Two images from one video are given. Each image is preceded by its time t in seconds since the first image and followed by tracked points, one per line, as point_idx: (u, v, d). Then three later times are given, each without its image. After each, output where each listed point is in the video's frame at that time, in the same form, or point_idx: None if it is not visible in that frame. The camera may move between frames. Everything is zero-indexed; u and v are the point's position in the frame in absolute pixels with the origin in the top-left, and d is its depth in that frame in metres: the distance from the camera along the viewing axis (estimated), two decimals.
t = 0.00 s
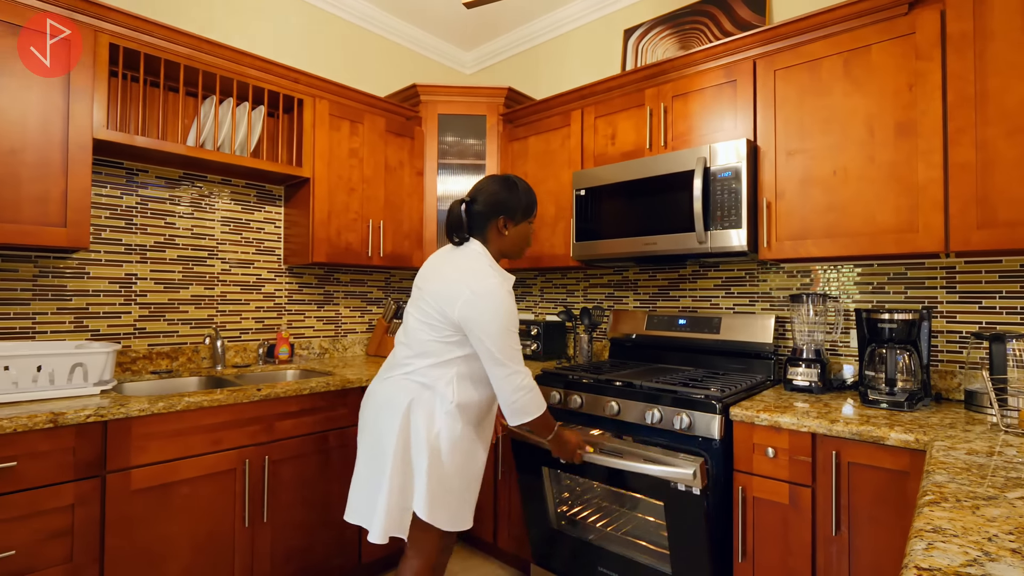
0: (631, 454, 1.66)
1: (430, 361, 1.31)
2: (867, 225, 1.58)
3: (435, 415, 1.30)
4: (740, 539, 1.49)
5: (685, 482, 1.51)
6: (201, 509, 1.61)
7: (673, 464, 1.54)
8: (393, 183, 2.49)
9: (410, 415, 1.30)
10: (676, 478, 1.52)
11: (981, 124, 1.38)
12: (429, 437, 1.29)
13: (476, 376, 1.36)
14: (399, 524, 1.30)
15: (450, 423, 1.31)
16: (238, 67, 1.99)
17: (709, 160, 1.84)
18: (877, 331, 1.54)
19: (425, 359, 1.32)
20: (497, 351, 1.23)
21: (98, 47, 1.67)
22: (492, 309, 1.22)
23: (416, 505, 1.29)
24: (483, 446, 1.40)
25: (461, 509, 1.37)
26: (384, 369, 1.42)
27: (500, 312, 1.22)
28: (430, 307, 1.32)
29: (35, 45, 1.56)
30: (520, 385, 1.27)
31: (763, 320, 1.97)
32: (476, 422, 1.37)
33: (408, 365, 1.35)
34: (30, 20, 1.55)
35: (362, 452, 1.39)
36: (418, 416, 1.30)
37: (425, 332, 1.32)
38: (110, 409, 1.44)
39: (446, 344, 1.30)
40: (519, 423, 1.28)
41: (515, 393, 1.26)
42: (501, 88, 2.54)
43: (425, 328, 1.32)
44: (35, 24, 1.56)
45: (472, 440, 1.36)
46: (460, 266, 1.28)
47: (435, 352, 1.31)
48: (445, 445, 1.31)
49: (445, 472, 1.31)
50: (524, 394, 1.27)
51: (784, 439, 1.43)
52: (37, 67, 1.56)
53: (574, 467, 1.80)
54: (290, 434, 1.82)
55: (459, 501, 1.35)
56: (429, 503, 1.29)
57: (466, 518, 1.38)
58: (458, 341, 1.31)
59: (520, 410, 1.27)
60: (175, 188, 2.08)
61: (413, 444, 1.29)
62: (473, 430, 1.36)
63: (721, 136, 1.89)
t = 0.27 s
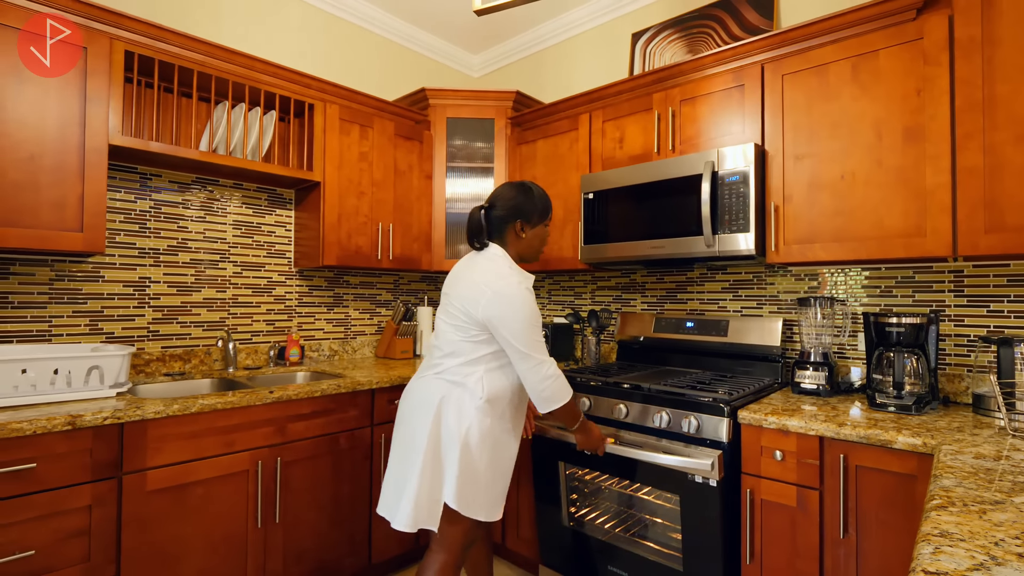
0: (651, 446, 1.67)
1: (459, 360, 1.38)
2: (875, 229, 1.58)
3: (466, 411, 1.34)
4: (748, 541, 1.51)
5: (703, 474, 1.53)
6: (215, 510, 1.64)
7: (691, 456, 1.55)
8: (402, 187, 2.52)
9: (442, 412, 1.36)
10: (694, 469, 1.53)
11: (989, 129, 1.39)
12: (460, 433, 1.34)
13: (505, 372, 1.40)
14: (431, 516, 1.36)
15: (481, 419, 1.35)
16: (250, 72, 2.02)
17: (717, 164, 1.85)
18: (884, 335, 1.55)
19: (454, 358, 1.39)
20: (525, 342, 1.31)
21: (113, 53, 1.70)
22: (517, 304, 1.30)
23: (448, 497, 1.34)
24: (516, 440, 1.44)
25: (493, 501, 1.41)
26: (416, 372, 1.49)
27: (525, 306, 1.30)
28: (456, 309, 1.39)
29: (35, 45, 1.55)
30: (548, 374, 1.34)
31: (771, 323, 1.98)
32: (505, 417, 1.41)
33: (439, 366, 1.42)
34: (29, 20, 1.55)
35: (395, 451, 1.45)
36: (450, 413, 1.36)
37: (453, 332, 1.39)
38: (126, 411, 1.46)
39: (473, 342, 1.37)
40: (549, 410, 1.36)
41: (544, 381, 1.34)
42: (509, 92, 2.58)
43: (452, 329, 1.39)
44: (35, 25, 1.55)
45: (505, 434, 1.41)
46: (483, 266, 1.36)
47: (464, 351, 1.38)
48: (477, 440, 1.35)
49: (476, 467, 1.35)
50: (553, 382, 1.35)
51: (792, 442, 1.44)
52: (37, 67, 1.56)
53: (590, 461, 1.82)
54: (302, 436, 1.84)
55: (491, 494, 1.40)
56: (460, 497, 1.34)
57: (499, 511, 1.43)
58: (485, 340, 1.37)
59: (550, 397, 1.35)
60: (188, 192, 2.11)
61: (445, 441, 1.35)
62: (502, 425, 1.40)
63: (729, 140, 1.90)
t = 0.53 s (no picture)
0: (660, 442, 1.69)
1: (479, 353, 1.54)
2: (877, 232, 1.60)
3: (485, 403, 1.49)
4: (751, 541, 1.52)
5: (711, 470, 1.55)
6: (223, 510, 1.65)
7: (698, 451, 1.57)
8: (407, 189, 2.53)
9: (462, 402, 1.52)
10: (702, 464, 1.55)
11: (990, 132, 1.40)
12: (480, 423, 1.48)
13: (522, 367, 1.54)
14: (456, 498, 1.52)
15: (499, 411, 1.48)
16: (257, 76, 2.04)
17: (720, 166, 1.86)
18: (887, 336, 1.56)
19: (475, 352, 1.55)
20: (537, 338, 1.45)
21: (123, 58, 1.72)
22: (530, 302, 1.45)
23: (465, 483, 1.49)
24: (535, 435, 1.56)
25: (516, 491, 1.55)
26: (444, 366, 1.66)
27: (537, 304, 1.45)
28: (478, 307, 1.56)
29: (34, 45, 1.55)
30: (558, 369, 1.46)
31: (774, 324, 1.99)
32: (520, 410, 1.53)
33: (462, 359, 1.58)
34: (29, 20, 1.54)
35: (425, 440, 1.62)
36: (471, 404, 1.50)
37: (474, 329, 1.56)
38: (135, 412, 1.47)
39: (491, 337, 1.52)
40: (562, 404, 1.49)
41: (555, 376, 1.46)
42: (513, 95, 2.59)
43: (474, 326, 1.56)
44: (34, 25, 1.55)
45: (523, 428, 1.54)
46: (500, 269, 1.52)
47: (484, 345, 1.53)
48: (498, 432, 1.48)
49: (494, 455, 1.48)
50: (564, 377, 1.47)
51: (795, 443, 1.45)
52: (37, 67, 1.56)
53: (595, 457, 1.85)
54: (309, 436, 1.86)
55: (513, 484, 1.52)
56: (483, 484, 1.47)
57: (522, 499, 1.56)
58: (502, 336, 1.52)
59: (560, 392, 1.47)
60: (195, 194, 2.13)
61: (467, 431, 1.49)
62: (517, 417, 1.52)
63: (732, 143, 1.91)
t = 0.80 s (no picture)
0: (664, 441, 1.70)
1: (486, 350, 1.56)
2: (878, 233, 1.61)
3: (492, 398, 1.50)
4: (753, 540, 1.53)
5: (715, 468, 1.57)
6: (228, 509, 1.67)
7: (702, 449, 1.59)
8: (409, 190, 2.54)
9: (469, 398, 1.54)
10: (706, 462, 1.57)
11: (991, 134, 1.41)
12: (486, 418, 1.50)
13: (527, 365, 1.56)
14: (462, 492, 1.54)
15: (504, 406, 1.50)
16: (261, 77, 2.05)
17: (722, 168, 1.87)
18: (888, 337, 1.57)
19: (482, 349, 1.58)
20: (542, 334, 1.46)
21: (128, 60, 1.73)
22: (535, 299, 1.47)
23: (470, 477, 1.50)
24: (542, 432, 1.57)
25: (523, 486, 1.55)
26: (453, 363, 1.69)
27: (542, 302, 1.47)
28: (485, 305, 1.58)
29: (34, 45, 1.55)
30: (562, 366, 1.47)
31: (776, 325, 2.00)
32: (525, 407, 1.54)
33: (470, 356, 1.61)
34: (29, 21, 1.54)
35: (434, 435, 1.65)
36: (478, 400, 1.52)
37: (482, 327, 1.58)
38: (141, 412, 1.49)
39: (498, 334, 1.55)
40: (566, 402, 1.49)
41: (559, 373, 1.47)
42: (515, 96, 2.60)
43: (481, 323, 1.59)
44: (34, 25, 1.55)
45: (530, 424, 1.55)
46: (507, 267, 1.55)
47: (490, 342, 1.56)
48: (503, 426, 1.50)
49: (500, 450, 1.49)
50: (568, 374, 1.48)
51: (797, 443, 1.46)
52: (37, 66, 1.56)
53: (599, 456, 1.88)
54: (313, 436, 1.87)
55: (520, 479, 1.53)
56: (488, 476, 1.49)
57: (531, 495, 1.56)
58: (509, 333, 1.54)
59: (563, 389, 1.47)
60: (199, 195, 2.14)
61: (474, 425, 1.52)
62: (522, 414, 1.53)
63: (734, 145, 1.92)
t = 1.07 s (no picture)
0: (668, 439, 1.71)
1: (490, 348, 1.57)
2: (882, 233, 1.60)
3: (496, 395, 1.51)
4: (757, 540, 1.53)
5: (720, 466, 1.57)
6: (232, 508, 1.67)
7: (708, 448, 1.60)
8: (412, 190, 2.55)
9: (473, 395, 1.55)
10: (712, 460, 1.57)
11: (996, 133, 1.41)
12: (491, 415, 1.50)
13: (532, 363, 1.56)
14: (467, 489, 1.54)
15: (509, 403, 1.50)
16: (264, 77, 2.05)
17: (725, 167, 1.87)
18: (892, 336, 1.56)
19: (487, 347, 1.58)
20: (545, 332, 1.46)
21: (132, 60, 1.73)
22: (539, 297, 1.47)
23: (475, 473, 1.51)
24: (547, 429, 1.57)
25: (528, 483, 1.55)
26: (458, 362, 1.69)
27: (546, 299, 1.47)
28: (489, 303, 1.59)
29: (34, 45, 1.55)
30: (566, 363, 1.47)
31: (778, 324, 2.00)
32: (529, 404, 1.54)
33: (474, 354, 1.61)
34: (29, 21, 1.54)
35: (439, 433, 1.66)
36: (482, 397, 1.53)
37: (487, 325, 1.59)
38: (146, 411, 1.49)
39: (502, 332, 1.55)
40: (570, 398, 1.49)
41: (563, 370, 1.47)
42: (517, 95, 2.60)
43: (485, 321, 1.59)
44: (34, 25, 1.55)
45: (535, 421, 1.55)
46: (510, 266, 1.55)
47: (495, 340, 1.56)
48: (508, 423, 1.50)
49: (504, 447, 1.50)
50: (573, 371, 1.48)
51: (801, 442, 1.46)
52: (37, 66, 1.55)
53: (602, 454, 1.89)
54: (316, 436, 1.87)
55: (524, 476, 1.52)
56: (492, 473, 1.49)
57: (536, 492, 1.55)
58: (513, 331, 1.55)
59: (568, 386, 1.47)
60: (202, 195, 2.14)
61: (479, 421, 1.52)
62: (527, 411, 1.53)
63: (737, 144, 1.92)
